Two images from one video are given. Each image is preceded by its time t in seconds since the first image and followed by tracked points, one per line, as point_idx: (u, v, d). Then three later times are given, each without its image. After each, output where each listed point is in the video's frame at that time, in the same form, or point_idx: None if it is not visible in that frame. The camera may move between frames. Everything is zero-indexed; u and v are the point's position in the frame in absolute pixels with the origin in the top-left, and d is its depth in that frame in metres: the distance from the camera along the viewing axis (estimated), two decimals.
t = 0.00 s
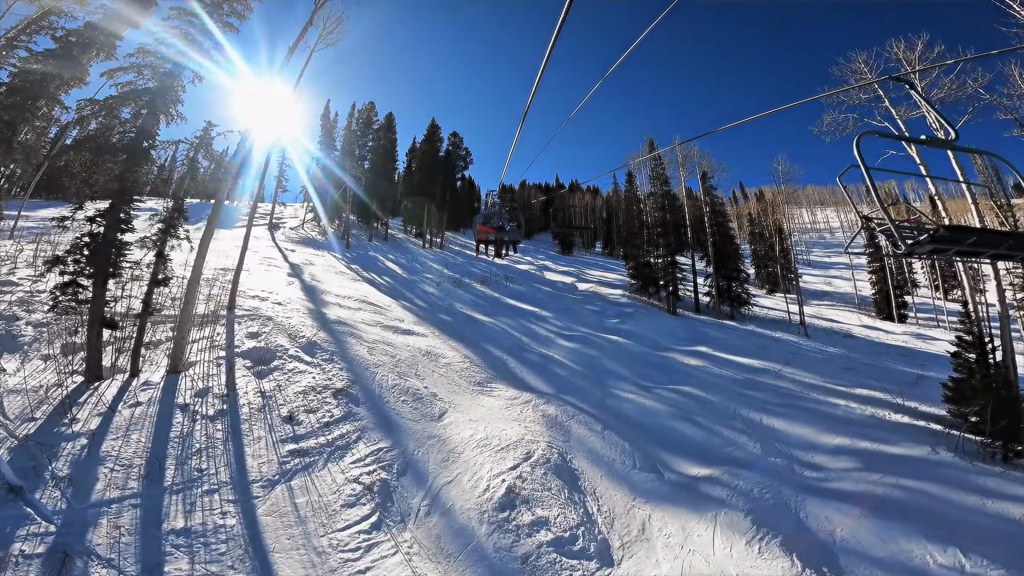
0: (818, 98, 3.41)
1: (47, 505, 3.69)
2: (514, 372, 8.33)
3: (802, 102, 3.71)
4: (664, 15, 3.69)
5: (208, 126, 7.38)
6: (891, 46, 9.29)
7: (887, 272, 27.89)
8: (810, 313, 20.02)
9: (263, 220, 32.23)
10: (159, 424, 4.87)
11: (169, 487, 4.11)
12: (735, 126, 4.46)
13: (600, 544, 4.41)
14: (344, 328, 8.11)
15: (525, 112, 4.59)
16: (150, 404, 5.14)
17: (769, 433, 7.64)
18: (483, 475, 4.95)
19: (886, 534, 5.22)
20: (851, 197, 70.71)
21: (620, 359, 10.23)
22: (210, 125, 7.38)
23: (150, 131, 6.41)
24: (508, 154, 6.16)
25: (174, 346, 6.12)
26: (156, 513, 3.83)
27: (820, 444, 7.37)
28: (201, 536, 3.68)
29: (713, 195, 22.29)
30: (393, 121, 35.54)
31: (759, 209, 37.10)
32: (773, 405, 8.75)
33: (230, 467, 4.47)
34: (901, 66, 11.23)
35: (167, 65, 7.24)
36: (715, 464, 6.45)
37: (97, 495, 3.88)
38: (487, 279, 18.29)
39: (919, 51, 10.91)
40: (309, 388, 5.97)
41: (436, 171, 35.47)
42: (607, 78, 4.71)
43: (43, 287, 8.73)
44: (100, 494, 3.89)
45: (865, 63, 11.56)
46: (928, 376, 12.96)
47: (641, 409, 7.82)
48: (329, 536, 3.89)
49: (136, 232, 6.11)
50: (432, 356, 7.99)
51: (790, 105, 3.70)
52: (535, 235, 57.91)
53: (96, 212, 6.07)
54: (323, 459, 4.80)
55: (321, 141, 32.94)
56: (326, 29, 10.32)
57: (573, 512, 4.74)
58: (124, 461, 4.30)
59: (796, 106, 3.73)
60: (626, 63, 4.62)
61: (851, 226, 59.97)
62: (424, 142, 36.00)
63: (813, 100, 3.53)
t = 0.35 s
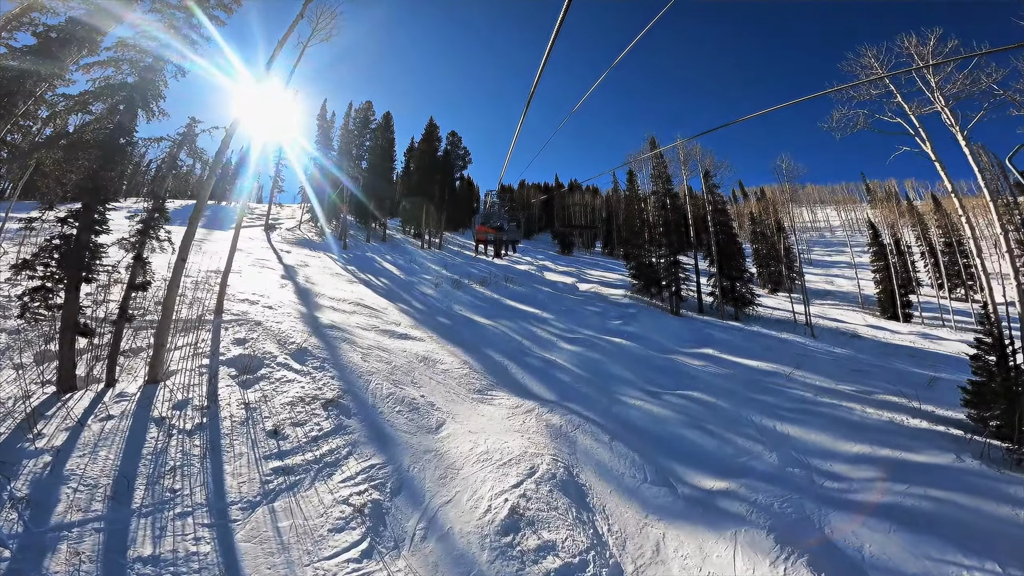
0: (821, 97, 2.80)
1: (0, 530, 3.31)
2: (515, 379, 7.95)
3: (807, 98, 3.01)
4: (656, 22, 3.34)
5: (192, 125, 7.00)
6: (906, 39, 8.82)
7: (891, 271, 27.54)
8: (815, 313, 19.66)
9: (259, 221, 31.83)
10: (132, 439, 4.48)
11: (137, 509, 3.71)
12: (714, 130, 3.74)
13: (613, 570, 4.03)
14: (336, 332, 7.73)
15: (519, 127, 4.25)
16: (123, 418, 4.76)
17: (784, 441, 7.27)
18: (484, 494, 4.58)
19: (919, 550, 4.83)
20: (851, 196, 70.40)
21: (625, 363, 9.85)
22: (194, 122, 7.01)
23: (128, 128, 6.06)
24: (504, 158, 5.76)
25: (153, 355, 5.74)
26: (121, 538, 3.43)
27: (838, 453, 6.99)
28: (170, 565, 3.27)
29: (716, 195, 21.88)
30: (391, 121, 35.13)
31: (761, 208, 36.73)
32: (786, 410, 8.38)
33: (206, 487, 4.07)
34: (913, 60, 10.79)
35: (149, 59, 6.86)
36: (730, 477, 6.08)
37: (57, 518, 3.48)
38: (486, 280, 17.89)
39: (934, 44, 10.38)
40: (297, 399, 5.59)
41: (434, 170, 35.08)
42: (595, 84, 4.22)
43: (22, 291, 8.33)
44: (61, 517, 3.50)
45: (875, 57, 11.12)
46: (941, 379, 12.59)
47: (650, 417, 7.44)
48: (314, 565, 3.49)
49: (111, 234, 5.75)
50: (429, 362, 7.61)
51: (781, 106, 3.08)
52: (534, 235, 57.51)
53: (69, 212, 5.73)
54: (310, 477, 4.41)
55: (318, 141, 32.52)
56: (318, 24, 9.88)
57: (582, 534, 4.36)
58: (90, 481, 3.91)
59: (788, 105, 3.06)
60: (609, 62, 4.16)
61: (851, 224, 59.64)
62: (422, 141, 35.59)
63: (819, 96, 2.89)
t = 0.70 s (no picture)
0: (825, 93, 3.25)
1: None
2: (516, 385, 7.58)
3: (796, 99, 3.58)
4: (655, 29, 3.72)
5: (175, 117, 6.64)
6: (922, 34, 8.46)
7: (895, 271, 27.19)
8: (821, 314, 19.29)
9: (257, 220, 31.45)
10: (98, 454, 4.11)
11: (98, 532, 3.32)
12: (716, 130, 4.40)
13: None
14: (328, 336, 7.36)
15: (529, 104, 4.26)
16: (91, 431, 4.38)
17: (800, 450, 6.90)
18: (484, 516, 4.21)
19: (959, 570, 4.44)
20: (853, 195, 70.07)
21: (630, 367, 9.48)
22: (178, 116, 6.65)
23: (104, 122, 5.71)
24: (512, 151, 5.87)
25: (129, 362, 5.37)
26: (78, 564, 3.04)
27: (859, 462, 6.61)
28: None
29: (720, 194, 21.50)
30: (389, 120, 34.73)
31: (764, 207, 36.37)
32: (800, 416, 8.01)
33: (177, 508, 3.68)
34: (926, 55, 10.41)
35: (129, 51, 6.51)
36: (747, 491, 5.71)
37: (7, 541, 3.10)
38: (486, 280, 17.52)
39: (949, 38, 9.96)
40: (283, 410, 5.22)
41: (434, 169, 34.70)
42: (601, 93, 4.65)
43: None
44: (11, 540, 3.11)
45: (887, 52, 10.73)
46: (954, 382, 12.21)
47: (658, 426, 7.08)
48: None
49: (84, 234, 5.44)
50: (425, 368, 7.25)
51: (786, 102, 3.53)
52: (534, 235, 57.14)
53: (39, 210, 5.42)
54: (293, 497, 4.04)
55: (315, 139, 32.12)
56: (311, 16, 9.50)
57: (591, 558, 3.99)
58: (48, 501, 3.53)
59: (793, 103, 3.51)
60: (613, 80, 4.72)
61: (853, 224, 59.29)
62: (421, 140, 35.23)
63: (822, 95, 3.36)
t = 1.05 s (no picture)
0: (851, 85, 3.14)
1: None
2: (517, 392, 7.23)
3: (813, 93, 3.54)
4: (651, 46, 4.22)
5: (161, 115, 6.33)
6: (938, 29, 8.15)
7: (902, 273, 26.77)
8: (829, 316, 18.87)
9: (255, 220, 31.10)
10: (57, 471, 3.74)
11: (50, 558, 2.96)
12: (722, 127, 4.49)
13: None
14: (320, 340, 7.00)
15: (539, 80, 3.92)
16: (53, 444, 4.02)
17: (818, 462, 6.53)
18: (484, 541, 3.84)
19: None
20: (856, 196, 69.59)
21: (637, 373, 9.10)
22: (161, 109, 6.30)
23: (78, 115, 5.56)
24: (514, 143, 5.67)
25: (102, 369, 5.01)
26: None
27: (881, 476, 6.23)
28: None
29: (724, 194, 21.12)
30: (389, 119, 34.37)
31: (767, 209, 35.98)
32: (815, 425, 7.63)
33: (141, 531, 3.32)
34: (945, 50, 10.01)
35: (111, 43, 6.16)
36: (766, 507, 5.34)
37: None
38: (487, 282, 17.15)
39: (968, 34, 9.56)
40: (267, 422, 4.86)
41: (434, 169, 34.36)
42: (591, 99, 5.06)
43: None
44: None
45: (903, 48, 10.39)
46: (971, 389, 11.81)
47: (668, 438, 6.71)
48: None
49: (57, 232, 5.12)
50: (422, 375, 6.89)
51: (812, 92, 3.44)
52: (535, 236, 56.75)
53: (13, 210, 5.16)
54: (272, 519, 3.67)
55: (315, 138, 31.80)
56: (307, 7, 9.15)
57: None
58: None
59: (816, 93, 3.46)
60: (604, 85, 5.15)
61: (857, 225, 58.84)
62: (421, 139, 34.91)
63: (845, 85, 3.27)
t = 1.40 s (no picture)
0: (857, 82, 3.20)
1: None
2: (518, 402, 6.88)
3: (816, 93, 3.52)
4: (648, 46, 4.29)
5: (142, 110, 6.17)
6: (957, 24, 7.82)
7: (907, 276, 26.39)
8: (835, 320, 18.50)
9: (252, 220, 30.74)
10: (7, 489, 3.37)
11: None
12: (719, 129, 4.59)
13: None
14: (310, 346, 6.64)
15: (541, 77, 3.67)
16: (7, 461, 3.66)
17: (836, 476, 6.17)
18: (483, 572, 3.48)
19: None
20: (858, 199, 69.21)
21: (642, 380, 8.74)
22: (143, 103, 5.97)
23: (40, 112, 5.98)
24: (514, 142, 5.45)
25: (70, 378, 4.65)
26: None
27: (905, 491, 5.87)
28: None
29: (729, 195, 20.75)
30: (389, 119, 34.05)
31: (770, 211, 35.63)
32: (831, 437, 7.25)
33: (96, 558, 2.95)
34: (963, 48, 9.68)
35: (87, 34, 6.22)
36: (785, 527, 4.98)
37: None
38: (487, 284, 16.79)
39: (988, 32, 9.21)
40: (246, 437, 4.51)
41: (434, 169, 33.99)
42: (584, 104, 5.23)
43: None
44: None
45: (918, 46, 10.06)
46: (986, 396, 11.43)
47: (678, 451, 6.35)
48: None
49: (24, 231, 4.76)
50: (418, 384, 6.53)
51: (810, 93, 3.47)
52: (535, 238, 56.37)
53: None
54: (247, 546, 3.30)
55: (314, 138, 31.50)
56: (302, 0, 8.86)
57: None
58: None
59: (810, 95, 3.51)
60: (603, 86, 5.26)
61: (859, 227, 58.49)
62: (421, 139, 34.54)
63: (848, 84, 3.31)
